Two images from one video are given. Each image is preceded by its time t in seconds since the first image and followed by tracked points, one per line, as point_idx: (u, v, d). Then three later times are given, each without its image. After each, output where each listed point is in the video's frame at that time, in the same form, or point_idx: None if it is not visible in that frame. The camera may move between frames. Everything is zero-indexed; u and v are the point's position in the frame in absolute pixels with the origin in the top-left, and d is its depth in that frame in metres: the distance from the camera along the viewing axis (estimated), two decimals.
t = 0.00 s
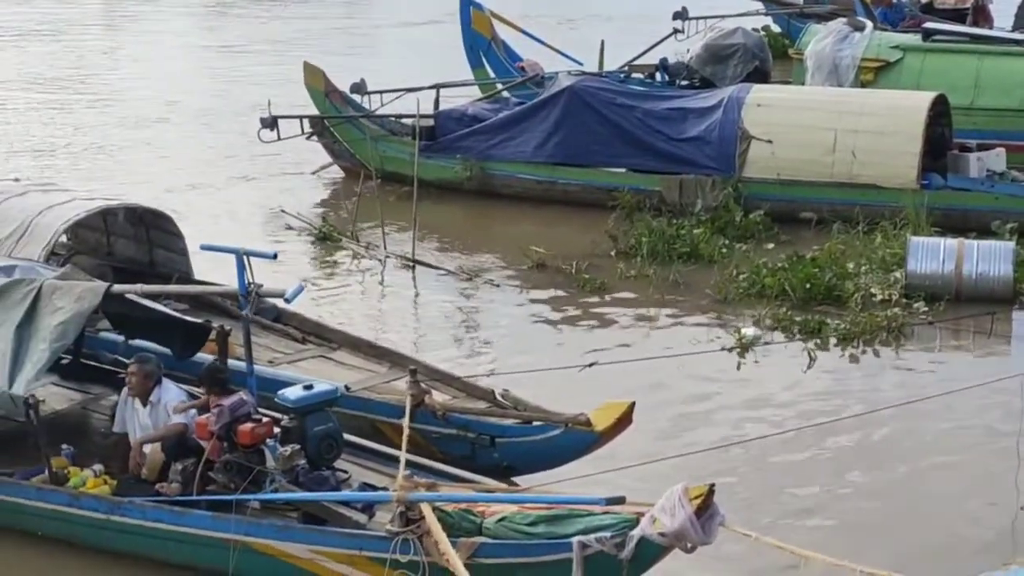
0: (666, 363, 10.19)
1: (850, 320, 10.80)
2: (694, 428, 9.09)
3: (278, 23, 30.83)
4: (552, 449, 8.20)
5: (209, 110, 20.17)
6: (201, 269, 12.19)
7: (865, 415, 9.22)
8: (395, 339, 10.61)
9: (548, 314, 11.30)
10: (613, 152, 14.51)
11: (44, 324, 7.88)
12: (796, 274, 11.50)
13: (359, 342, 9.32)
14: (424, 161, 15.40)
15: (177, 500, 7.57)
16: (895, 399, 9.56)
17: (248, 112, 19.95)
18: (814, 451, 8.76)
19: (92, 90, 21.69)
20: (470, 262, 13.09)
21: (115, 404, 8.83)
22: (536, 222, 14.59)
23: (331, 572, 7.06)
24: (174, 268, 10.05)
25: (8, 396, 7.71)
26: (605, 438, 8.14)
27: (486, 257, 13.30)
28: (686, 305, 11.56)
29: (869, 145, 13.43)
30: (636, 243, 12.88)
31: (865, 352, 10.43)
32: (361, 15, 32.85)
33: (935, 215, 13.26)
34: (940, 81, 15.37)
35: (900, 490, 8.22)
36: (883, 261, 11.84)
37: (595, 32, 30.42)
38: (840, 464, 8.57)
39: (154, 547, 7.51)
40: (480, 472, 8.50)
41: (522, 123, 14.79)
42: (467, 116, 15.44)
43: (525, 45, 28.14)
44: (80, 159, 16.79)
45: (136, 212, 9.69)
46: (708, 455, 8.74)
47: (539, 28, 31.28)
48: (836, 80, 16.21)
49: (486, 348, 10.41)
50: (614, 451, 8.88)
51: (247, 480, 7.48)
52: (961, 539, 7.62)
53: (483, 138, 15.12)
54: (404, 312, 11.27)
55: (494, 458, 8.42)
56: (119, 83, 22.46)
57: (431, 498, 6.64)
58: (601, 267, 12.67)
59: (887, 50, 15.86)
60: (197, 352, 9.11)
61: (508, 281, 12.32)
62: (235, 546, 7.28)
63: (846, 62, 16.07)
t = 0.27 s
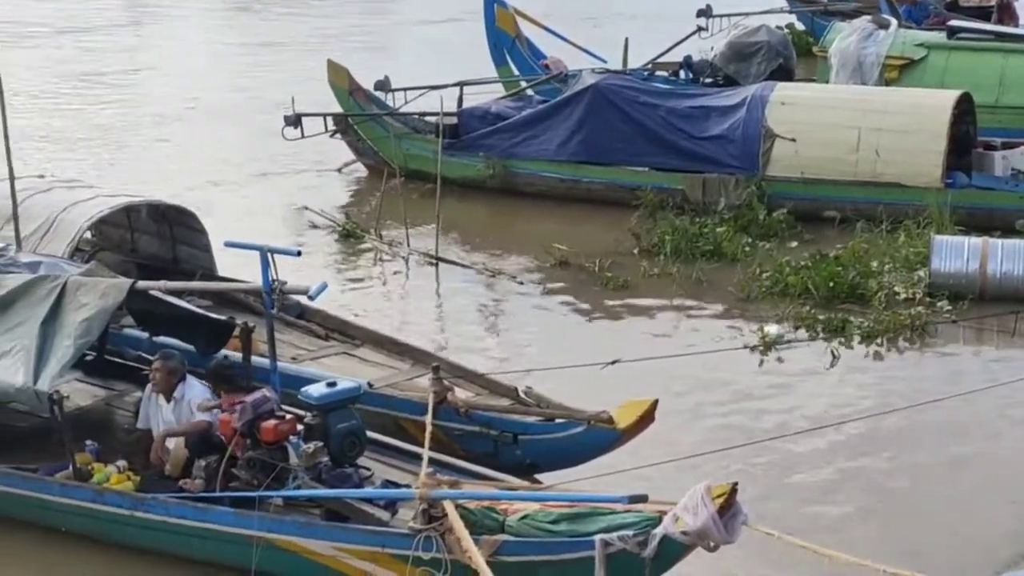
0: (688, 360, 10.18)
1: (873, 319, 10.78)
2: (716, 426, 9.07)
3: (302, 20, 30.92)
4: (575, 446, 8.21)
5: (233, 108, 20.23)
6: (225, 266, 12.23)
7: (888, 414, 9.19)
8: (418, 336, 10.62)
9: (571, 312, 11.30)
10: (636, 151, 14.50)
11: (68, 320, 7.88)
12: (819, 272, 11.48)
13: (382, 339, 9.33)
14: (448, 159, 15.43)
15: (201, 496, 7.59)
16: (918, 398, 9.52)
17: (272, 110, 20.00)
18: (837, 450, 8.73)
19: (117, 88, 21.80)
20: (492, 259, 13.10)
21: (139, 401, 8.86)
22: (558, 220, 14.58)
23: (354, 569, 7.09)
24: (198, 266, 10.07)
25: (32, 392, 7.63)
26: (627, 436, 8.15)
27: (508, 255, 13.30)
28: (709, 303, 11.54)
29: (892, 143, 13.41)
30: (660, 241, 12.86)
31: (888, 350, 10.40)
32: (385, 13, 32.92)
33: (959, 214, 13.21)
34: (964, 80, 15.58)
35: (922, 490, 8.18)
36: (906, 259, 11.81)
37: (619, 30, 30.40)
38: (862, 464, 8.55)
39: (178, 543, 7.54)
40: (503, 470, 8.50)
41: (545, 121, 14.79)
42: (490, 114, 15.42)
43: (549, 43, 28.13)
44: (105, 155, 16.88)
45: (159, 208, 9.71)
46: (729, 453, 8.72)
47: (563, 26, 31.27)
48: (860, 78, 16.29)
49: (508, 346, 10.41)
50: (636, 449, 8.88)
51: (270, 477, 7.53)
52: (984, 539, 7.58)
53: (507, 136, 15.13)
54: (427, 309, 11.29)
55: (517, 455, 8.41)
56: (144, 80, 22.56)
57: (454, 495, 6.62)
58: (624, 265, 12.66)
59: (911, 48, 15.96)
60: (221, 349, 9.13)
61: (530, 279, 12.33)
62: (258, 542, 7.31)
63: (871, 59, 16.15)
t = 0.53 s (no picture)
0: (713, 359, 10.17)
1: (898, 318, 10.74)
2: (741, 425, 9.06)
3: (327, 19, 31.00)
4: (599, 445, 8.23)
5: (258, 106, 20.29)
6: (251, 265, 12.26)
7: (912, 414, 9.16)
8: (443, 334, 10.63)
9: (596, 310, 11.30)
10: (660, 150, 14.51)
11: (93, 318, 7.91)
12: (844, 272, 11.45)
13: (407, 337, 9.35)
14: (473, 158, 15.45)
15: (224, 493, 7.59)
16: (943, 397, 9.48)
17: (297, 108, 20.06)
18: (861, 449, 8.71)
19: (143, 86, 21.88)
20: (516, 258, 13.11)
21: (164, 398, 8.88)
22: (583, 220, 14.57)
23: (378, 567, 7.09)
24: (223, 264, 10.08)
25: (56, 389, 7.66)
26: (650, 435, 8.14)
27: (532, 253, 13.31)
28: (734, 302, 11.52)
29: (918, 143, 13.39)
30: (685, 241, 12.85)
31: (914, 349, 10.37)
32: (410, 11, 32.98)
33: (985, 214, 13.14)
34: (990, 80, 15.58)
35: (946, 489, 8.15)
36: (931, 259, 11.76)
37: (644, 29, 30.36)
38: (887, 463, 8.51)
39: (202, 541, 7.56)
40: (527, 468, 8.51)
41: (570, 120, 14.80)
42: (515, 112, 15.48)
43: (573, 41, 28.12)
44: (131, 153, 16.94)
45: (184, 206, 9.74)
46: (753, 452, 8.71)
47: (588, 25, 31.26)
48: (887, 77, 16.31)
49: (533, 344, 10.42)
50: (660, 448, 8.87)
51: (294, 475, 7.53)
52: (1008, 541, 7.54)
53: (532, 135, 15.15)
54: (452, 307, 11.30)
55: (541, 454, 8.43)
56: (170, 78, 22.66)
57: (478, 493, 6.66)
58: (648, 264, 12.64)
59: (938, 47, 15.97)
60: (246, 347, 9.16)
61: (555, 277, 12.33)
62: (282, 540, 7.31)
63: (897, 59, 16.16)
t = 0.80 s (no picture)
0: (736, 358, 10.15)
1: (923, 317, 10.70)
2: (765, 424, 9.04)
3: (351, 17, 31.05)
4: (623, 444, 8.22)
5: (283, 103, 20.35)
6: (275, 262, 12.30)
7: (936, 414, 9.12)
8: (467, 332, 10.63)
9: (620, 308, 11.29)
10: (685, 148, 14.48)
11: (118, 315, 7.94)
12: (869, 270, 11.40)
13: (431, 335, 9.36)
14: (498, 156, 15.45)
15: (247, 490, 7.60)
16: (968, 397, 9.43)
17: (321, 106, 20.11)
18: (884, 449, 8.67)
19: (169, 83, 21.98)
20: (540, 255, 13.11)
21: (187, 395, 8.91)
22: (607, 218, 14.56)
23: (402, 564, 7.11)
24: (247, 260, 10.09)
25: (81, 385, 7.69)
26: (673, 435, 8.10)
27: (556, 251, 13.31)
28: (758, 301, 11.49)
29: (943, 142, 13.37)
30: (709, 239, 12.80)
31: (938, 349, 10.32)
32: (434, 9, 33.01)
33: (1010, 213, 13.15)
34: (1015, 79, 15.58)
35: (970, 490, 8.11)
36: (956, 258, 11.71)
37: (668, 27, 30.30)
38: (910, 463, 8.47)
39: (225, 537, 7.58)
40: (551, 467, 8.50)
41: (594, 118, 14.77)
42: (540, 110, 15.45)
43: (597, 39, 28.10)
44: (156, 151, 17.02)
45: (209, 204, 9.77)
46: (776, 451, 8.68)
47: (612, 23, 31.23)
48: (912, 76, 16.29)
49: (556, 342, 10.41)
50: (682, 447, 8.85)
51: (317, 473, 7.54)
52: None
53: (556, 133, 15.12)
54: (475, 305, 11.31)
55: (564, 453, 8.43)
56: (195, 76, 22.74)
57: (501, 492, 6.64)
58: (672, 263, 12.62)
59: (964, 46, 15.97)
60: (270, 345, 9.17)
61: (578, 275, 12.33)
62: (305, 537, 7.33)
63: (922, 57, 16.14)
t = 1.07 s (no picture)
0: (757, 356, 10.13)
1: (945, 315, 10.66)
2: (786, 423, 9.01)
3: (373, 15, 31.11)
4: (644, 443, 8.18)
5: (306, 101, 20.41)
6: (298, 259, 12.34)
7: (958, 414, 9.08)
8: (488, 330, 10.64)
9: (642, 306, 11.29)
10: (706, 146, 14.46)
11: (139, 312, 7.97)
12: (891, 269, 11.37)
13: (451, 332, 9.37)
14: (519, 154, 15.46)
15: (268, 487, 7.63)
16: (991, 397, 9.38)
17: (344, 104, 20.16)
18: (905, 448, 8.64)
19: (193, 81, 22.07)
20: (562, 253, 13.10)
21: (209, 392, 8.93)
22: (628, 216, 14.58)
23: (422, 561, 7.13)
24: (268, 259, 10.14)
25: (103, 382, 7.69)
26: (694, 433, 8.06)
27: (578, 249, 13.31)
28: (780, 299, 11.46)
29: (966, 140, 13.35)
30: (731, 237, 12.78)
31: (960, 348, 10.29)
32: (455, 7, 33.03)
33: None
34: None
35: (992, 491, 8.07)
36: (979, 256, 11.66)
37: (690, 26, 30.25)
38: (931, 463, 8.44)
39: (245, 534, 7.60)
40: (572, 465, 8.50)
41: (616, 115, 14.75)
42: (561, 108, 15.50)
43: (619, 38, 28.08)
44: (179, 148, 17.10)
45: (231, 201, 9.79)
46: (797, 450, 8.66)
47: (634, 21, 31.19)
48: (935, 75, 16.25)
49: (577, 340, 10.41)
50: (703, 445, 8.84)
51: (338, 470, 7.57)
52: None
53: (577, 131, 15.09)
54: (496, 303, 11.31)
55: (585, 451, 8.42)
56: (218, 74, 22.81)
57: (520, 490, 6.69)
58: (694, 261, 12.60)
59: (987, 44, 16.02)
60: (291, 342, 9.17)
61: (600, 273, 12.32)
62: (325, 534, 7.34)
63: (945, 56, 16.14)
